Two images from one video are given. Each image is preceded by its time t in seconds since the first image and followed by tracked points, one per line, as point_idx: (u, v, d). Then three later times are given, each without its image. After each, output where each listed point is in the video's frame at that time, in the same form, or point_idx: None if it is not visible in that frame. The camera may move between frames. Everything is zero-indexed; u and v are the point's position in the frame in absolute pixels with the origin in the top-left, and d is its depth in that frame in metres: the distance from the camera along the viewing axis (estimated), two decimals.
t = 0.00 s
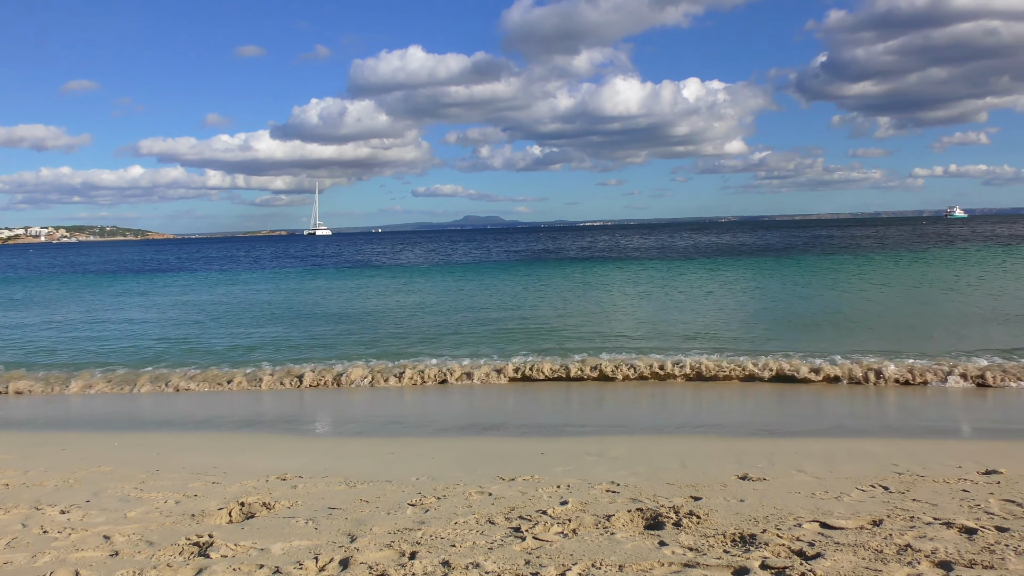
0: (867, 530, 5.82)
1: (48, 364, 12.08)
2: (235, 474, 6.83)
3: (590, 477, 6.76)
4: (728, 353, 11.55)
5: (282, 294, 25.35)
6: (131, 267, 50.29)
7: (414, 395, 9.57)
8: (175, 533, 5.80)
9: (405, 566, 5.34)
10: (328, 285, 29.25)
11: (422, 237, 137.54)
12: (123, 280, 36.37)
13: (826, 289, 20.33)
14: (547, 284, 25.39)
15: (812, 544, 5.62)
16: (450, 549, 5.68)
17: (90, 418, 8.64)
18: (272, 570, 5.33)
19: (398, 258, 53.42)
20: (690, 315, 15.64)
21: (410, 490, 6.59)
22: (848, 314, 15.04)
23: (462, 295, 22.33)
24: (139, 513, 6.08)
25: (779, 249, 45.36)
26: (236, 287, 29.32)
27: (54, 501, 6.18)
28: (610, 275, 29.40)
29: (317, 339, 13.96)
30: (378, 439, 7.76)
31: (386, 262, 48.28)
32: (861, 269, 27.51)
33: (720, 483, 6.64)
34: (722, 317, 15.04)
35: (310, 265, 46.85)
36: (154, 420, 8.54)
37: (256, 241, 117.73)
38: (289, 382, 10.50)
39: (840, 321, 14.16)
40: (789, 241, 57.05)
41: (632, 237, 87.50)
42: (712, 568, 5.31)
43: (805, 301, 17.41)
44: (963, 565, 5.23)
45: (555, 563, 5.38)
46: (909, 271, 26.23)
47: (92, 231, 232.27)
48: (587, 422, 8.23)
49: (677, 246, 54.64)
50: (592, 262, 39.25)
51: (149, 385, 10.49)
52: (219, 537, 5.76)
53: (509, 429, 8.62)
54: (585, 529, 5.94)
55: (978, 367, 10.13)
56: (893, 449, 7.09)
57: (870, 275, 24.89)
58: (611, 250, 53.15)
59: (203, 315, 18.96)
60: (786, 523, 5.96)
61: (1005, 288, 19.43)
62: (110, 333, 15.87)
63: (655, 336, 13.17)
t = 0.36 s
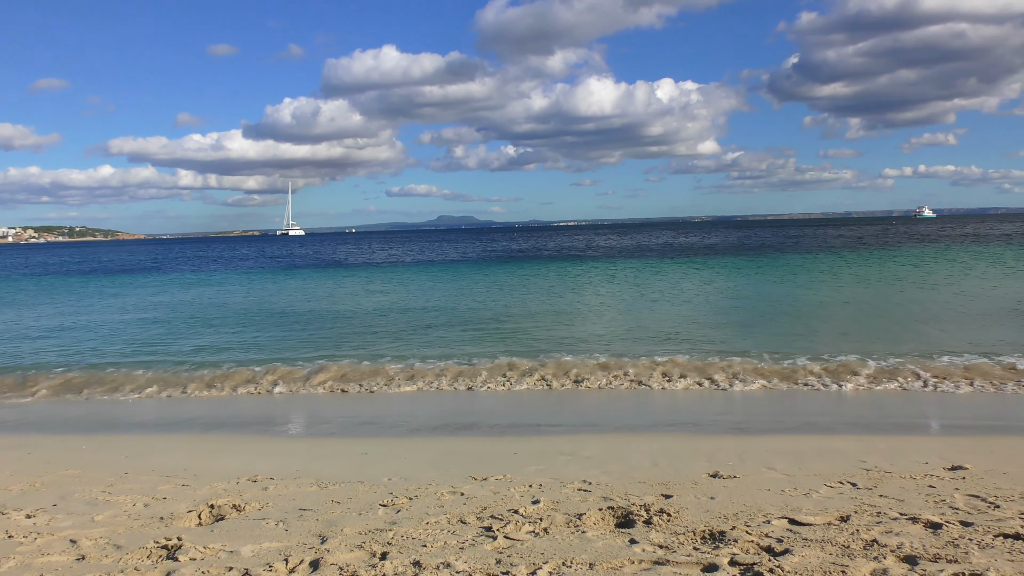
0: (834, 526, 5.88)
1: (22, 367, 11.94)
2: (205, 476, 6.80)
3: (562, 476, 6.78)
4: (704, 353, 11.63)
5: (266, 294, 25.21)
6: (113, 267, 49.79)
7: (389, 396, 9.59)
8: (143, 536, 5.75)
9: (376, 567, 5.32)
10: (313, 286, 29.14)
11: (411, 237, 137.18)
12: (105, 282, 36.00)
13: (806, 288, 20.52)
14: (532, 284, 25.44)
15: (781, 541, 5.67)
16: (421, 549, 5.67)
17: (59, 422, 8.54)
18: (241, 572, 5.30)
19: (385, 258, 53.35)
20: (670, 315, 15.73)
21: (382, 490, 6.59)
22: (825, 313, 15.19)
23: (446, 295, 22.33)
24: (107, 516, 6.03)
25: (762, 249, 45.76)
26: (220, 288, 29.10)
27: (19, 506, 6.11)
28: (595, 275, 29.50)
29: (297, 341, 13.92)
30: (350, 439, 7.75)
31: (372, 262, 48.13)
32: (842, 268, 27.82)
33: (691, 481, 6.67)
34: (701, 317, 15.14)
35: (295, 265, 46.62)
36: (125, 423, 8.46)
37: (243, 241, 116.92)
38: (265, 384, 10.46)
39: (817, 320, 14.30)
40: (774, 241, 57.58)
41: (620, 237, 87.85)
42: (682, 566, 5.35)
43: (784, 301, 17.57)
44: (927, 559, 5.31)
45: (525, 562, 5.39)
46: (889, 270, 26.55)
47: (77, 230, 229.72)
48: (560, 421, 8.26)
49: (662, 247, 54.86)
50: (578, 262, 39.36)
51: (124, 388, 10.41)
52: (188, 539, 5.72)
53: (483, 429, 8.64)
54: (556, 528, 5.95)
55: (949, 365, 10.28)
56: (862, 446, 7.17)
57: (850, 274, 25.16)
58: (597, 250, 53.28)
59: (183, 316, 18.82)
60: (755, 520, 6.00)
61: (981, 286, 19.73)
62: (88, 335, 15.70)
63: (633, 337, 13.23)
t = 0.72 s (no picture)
0: (799, 521, 5.93)
1: None
2: (172, 478, 6.75)
3: (532, 475, 6.79)
4: (679, 352, 11.71)
5: (247, 295, 25.04)
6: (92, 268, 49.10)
7: (363, 395, 9.58)
8: (107, 539, 5.68)
9: (343, 567, 5.29)
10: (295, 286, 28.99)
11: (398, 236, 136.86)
12: (84, 283, 35.55)
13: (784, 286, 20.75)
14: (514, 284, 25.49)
15: (746, 536, 5.71)
16: (389, 549, 5.65)
17: (25, 425, 8.43)
18: (206, 574, 5.24)
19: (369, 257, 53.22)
20: (648, 313, 15.82)
21: (351, 491, 6.57)
22: (800, 311, 15.38)
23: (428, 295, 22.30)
24: (70, 520, 5.95)
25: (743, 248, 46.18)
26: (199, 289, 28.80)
27: None
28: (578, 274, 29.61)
29: (274, 343, 13.84)
30: (319, 440, 7.71)
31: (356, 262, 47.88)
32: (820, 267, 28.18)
33: (659, 478, 6.71)
34: (679, 316, 15.24)
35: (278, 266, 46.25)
36: (93, 425, 8.37)
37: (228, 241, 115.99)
38: (239, 386, 10.40)
39: (791, 318, 14.46)
40: (757, 240, 58.09)
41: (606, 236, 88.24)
42: (649, 562, 5.37)
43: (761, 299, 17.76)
44: (889, 553, 5.39)
45: (493, 561, 5.39)
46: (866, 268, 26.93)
47: (58, 230, 226.63)
48: (532, 420, 8.28)
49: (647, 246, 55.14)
50: (561, 262, 39.41)
51: (96, 391, 10.30)
52: (154, 542, 5.64)
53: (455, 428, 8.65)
54: (525, 526, 5.96)
55: (917, 362, 10.44)
56: (827, 442, 7.25)
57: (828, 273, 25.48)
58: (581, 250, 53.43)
59: (160, 317, 18.62)
60: (722, 516, 6.04)
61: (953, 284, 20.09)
62: (63, 337, 15.50)
63: (610, 336, 13.30)
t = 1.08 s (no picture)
0: (764, 517, 5.99)
1: None
2: (137, 481, 6.67)
3: (500, 474, 6.80)
4: (652, 350, 11.81)
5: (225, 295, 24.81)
6: (67, 269, 48.32)
7: (333, 396, 9.55)
8: (69, 543, 5.58)
9: (309, 568, 5.25)
10: (275, 285, 28.78)
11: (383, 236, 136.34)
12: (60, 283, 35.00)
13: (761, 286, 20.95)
14: (494, 283, 25.54)
15: (712, 533, 5.76)
16: (356, 550, 5.61)
17: None
18: None
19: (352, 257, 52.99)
20: (625, 313, 15.93)
21: (318, 491, 6.53)
22: (773, 310, 15.57)
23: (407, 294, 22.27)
24: (31, 524, 5.84)
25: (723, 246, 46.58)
26: (177, 289, 28.49)
27: None
28: (560, 273, 29.70)
29: (250, 344, 13.75)
30: (287, 441, 7.67)
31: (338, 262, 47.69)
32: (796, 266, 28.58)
33: (627, 476, 6.74)
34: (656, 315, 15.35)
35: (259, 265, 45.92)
36: (57, 428, 8.25)
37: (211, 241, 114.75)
38: (211, 387, 10.31)
39: (765, 317, 14.63)
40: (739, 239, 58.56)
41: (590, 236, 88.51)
42: (615, 559, 5.39)
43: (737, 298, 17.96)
44: (851, 547, 5.46)
45: (460, 560, 5.38)
46: (841, 267, 27.35)
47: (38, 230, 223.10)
48: (501, 419, 8.30)
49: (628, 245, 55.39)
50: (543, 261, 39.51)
51: (64, 394, 10.16)
52: (116, 545, 5.55)
53: (425, 428, 8.64)
54: (493, 525, 5.96)
55: (884, 359, 10.64)
56: (792, 439, 7.34)
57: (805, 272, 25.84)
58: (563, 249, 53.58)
59: (134, 318, 18.39)
60: (689, 512, 6.08)
61: (924, 283, 20.48)
62: (34, 339, 15.25)
63: (585, 335, 13.36)
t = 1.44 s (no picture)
0: (730, 514, 6.04)
1: None
2: (101, 485, 6.60)
3: (469, 474, 6.80)
4: (627, 349, 11.89)
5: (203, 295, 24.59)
6: (41, 269, 47.47)
7: (304, 397, 9.55)
8: (29, 548, 5.48)
9: (275, 571, 5.19)
10: (255, 285, 28.57)
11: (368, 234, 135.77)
12: (35, 283, 34.43)
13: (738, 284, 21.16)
14: (475, 282, 25.56)
15: (678, 530, 5.80)
16: (323, 552, 5.57)
17: None
18: None
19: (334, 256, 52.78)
20: (603, 312, 16.00)
21: (286, 493, 6.50)
22: (748, 309, 15.74)
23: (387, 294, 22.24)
24: None
25: (704, 245, 47.07)
26: (154, 289, 28.10)
27: None
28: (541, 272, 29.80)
29: (224, 346, 13.62)
30: (255, 442, 7.64)
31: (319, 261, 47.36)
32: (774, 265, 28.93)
33: (595, 474, 6.77)
34: (632, 314, 15.47)
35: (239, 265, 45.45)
36: (21, 432, 8.14)
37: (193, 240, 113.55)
38: (182, 389, 10.21)
39: (740, 316, 14.81)
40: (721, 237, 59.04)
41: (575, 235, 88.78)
42: (582, 558, 5.40)
43: (713, 297, 18.15)
44: (814, 543, 5.52)
45: (427, 561, 5.36)
46: (818, 266, 27.74)
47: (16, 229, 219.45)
48: (471, 418, 8.34)
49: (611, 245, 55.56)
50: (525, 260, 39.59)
51: (33, 397, 10.03)
52: (78, 550, 5.45)
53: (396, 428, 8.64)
54: (460, 525, 5.95)
55: (852, 357, 10.81)
56: (759, 437, 7.42)
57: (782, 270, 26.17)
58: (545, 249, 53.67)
59: (107, 319, 18.12)
60: (656, 511, 6.11)
61: (896, 281, 20.84)
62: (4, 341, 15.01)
63: (562, 335, 13.41)
